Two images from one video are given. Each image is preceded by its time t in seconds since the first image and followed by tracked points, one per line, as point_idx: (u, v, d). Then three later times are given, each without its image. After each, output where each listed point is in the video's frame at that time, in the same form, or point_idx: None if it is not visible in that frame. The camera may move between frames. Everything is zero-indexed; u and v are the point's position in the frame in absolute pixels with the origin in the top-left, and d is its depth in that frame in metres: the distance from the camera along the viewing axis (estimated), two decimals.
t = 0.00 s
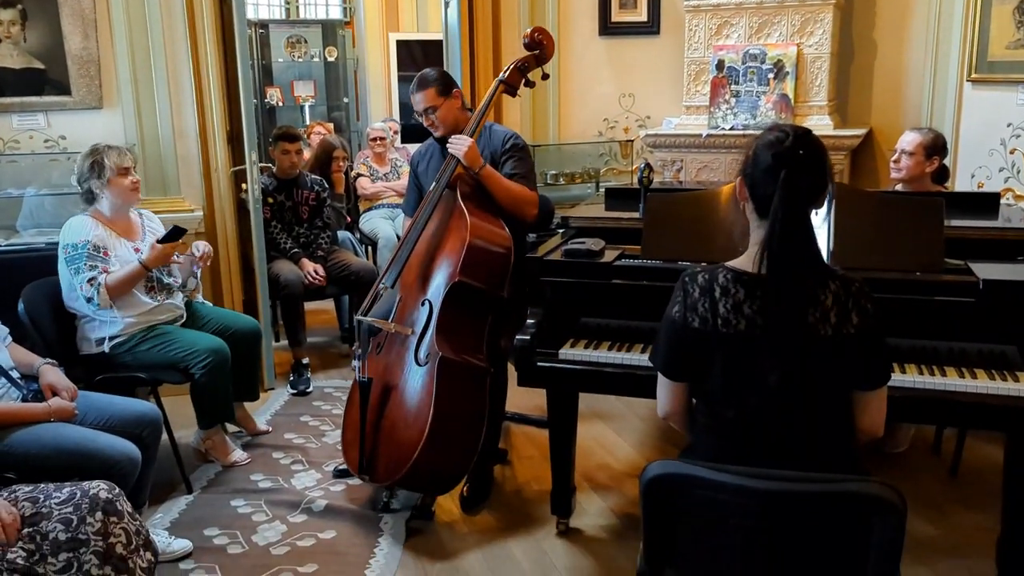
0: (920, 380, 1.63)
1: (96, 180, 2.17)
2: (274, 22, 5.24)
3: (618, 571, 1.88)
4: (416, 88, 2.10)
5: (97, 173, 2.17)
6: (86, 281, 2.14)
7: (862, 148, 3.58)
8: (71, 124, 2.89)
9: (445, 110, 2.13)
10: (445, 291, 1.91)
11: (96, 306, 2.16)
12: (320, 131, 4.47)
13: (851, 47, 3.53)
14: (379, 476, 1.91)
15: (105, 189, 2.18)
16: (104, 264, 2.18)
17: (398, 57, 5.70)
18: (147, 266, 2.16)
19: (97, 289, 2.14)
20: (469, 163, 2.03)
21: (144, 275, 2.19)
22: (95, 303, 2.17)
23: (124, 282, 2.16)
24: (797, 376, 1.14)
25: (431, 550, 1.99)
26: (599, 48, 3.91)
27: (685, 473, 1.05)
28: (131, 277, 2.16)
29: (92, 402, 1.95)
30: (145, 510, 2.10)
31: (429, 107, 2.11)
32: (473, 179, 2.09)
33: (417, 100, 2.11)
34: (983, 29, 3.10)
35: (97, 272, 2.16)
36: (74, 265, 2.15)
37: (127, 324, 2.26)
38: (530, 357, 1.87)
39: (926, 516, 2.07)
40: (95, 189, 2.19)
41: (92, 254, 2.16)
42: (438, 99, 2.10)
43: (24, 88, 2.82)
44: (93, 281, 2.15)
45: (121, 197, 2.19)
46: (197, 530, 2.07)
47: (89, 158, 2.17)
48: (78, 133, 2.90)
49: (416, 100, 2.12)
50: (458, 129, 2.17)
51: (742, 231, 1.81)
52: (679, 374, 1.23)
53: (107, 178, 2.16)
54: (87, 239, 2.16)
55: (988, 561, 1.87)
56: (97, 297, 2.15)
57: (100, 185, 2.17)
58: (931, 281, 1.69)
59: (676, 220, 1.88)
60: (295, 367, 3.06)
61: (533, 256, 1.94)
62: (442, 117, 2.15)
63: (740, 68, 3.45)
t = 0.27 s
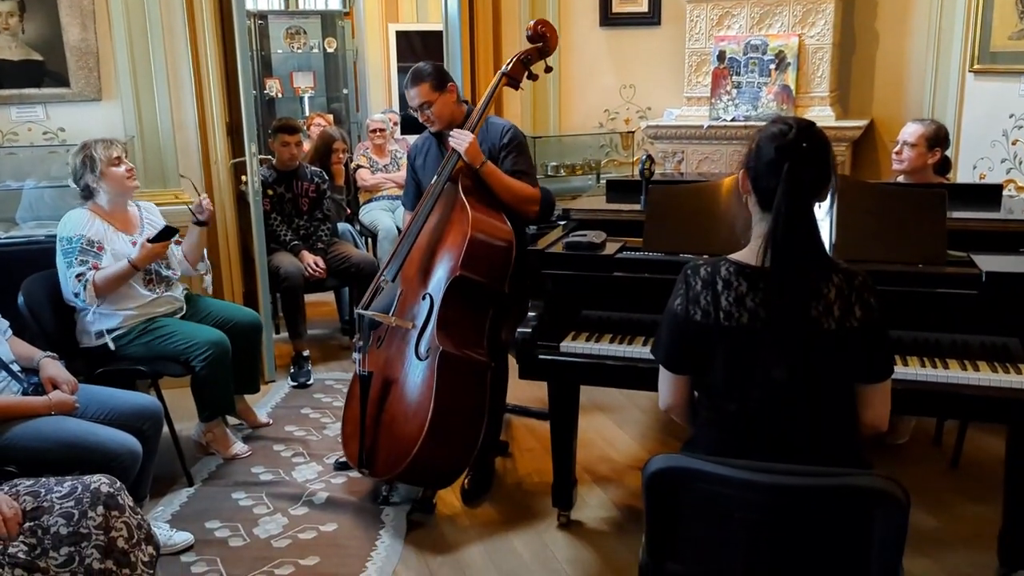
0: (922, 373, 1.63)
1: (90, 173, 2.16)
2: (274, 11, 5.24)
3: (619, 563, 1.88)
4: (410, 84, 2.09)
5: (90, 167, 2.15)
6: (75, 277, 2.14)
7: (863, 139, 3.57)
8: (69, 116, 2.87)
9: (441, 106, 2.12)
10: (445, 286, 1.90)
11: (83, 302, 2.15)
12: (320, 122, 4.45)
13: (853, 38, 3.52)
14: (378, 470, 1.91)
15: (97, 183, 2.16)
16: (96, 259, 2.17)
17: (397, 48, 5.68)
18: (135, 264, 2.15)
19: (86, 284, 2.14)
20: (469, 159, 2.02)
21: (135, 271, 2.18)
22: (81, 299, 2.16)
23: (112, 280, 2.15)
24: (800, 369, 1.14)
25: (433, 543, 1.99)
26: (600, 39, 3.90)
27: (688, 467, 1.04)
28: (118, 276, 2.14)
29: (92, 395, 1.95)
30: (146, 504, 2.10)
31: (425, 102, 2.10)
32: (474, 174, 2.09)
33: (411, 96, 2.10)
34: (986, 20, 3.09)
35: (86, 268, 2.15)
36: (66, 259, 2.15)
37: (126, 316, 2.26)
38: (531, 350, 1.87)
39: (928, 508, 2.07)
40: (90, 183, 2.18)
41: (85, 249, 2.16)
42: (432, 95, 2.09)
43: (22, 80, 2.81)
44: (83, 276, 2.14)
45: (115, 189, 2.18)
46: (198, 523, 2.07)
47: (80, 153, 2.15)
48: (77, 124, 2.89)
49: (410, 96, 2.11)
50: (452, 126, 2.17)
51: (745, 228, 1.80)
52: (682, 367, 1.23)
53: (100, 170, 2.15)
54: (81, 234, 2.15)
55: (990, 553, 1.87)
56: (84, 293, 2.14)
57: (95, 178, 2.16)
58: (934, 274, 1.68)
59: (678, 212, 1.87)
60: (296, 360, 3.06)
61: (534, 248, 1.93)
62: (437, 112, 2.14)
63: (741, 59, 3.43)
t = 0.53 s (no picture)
0: (922, 370, 1.62)
1: (86, 172, 2.14)
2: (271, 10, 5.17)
3: (618, 561, 1.88)
4: (408, 81, 2.08)
5: (88, 166, 2.14)
6: (69, 280, 2.14)
7: (863, 136, 3.57)
8: (66, 115, 2.87)
9: (439, 104, 2.11)
10: (443, 285, 1.90)
11: (77, 305, 2.15)
12: (319, 120, 4.44)
13: (852, 35, 3.52)
14: (375, 470, 1.91)
15: (93, 184, 2.15)
16: (91, 260, 2.16)
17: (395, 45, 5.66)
18: (132, 267, 2.16)
19: (81, 286, 2.13)
20: (468, 159, 2.02)
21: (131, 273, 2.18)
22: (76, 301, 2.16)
23: (108, 281, 2.15)
24: (799, 368, 1.13)
25: (432, 542, 1.99)
26: (599, 36, 3.89)
27: (688, 466, 1.04)
28: (114, 278, 2.15)
29: (90, 394, 1.95)
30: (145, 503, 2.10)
31: (423, 100, 2.09)
32: (471, 174, 2.08)
33: (409, 93, 2.09)
34: (986, 16, 3.09)
35: (81, 270, 2.14)
36: (60, 261, 2.14)
37: (122, 317, 2.26)
38: (531, 348, 1.86)
39: (927, 505, 2.06)
40: (85, 182, 2.16)
41: (77, 251, 2.14)
42: (430, 93, 2.08)
43: (19, 78, 2.80)
44: (78, 278, 2.14)
45: (111, 190, 2.16)
46: (198, 522, 2.07)
47: (80, 149, 2.14)
48: (74, 124, 2.89)
49: (407, 93, 2.10)
50: (452, 122, 2.17)
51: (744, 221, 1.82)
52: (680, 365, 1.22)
53: (98, 171, 2.14)
54: (72, 235, 2.14)
55: (989, 551, 1.87)
56: (79, 296, 2.14)
57: (91, 177, 2.15)
58: (933, 271, 1.68)
59: (678, 209, 1.87)
60: (294, 358, 3.06)
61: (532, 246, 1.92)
62: (435, 110, 2.13)
63: (740, 55, 3.43)
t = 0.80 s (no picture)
0: (917, 370, 1.62)
1: (80, 174, 2.13)
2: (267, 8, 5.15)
3: (614, 561, 1.88)
4: (406, 79, 2.08)
5: (82, 169, 2.13)
6: (60, 283, 2.12)
7: (858, 135, 3.57)
8: (59, 115, 2.86)
9: (437, 101, 2.11)
10: (438, 285, 1.90)
11: (70, 309, 2.14)
12: (314, 120, 4.44)
13: (847, 35, 3.52)
14: (370, 470, 1.90)
15: (86, 187, 2.14)
16: (82, 262, 2.16)
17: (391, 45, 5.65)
18: (126, 270, 2.16)
19: (74, 289, 2.12)
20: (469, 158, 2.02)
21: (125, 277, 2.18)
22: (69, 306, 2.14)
23: (102, 285, 2.15)
24: (795, 369, 1.13)
25: (427, 542, 1.98)
26: (595, 36, 3.89)
27: (682, 466, 1.04)
28: (109, 281, 2.15)
29: (85, 395, 1.94)
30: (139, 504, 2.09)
31: (420, 97, 2.09)
32: (465, 173, 2.08)
33: (407, 90, 2.09)
34: (980, 16, 3.09)
35: (72, 272, 2.14)
36: (49, 265, 2.13)
37: (114, 318, 2.25)
38: (526, 348, 1.85)
39: (923, 504, 2.07)
40: (76, 184, 2.15)
41: (66, 254, 2.13)
42: (428, 90, 2.08)
43: (13, 78, 2.79)
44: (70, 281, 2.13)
45: (102, 196, 2.16)
46: (192, 524, 2.06)
47: (78, 151, 2.12)
48: (68, 124, 2.87)
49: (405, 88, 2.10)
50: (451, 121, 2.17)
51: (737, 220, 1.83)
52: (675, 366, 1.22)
53: (92, 175, 2.13)
54: (61, 238, 2.13)
55: (985, 549, 1.87)
56: (72, 300, 2.13)
57: (85, 180, 2.14)
58: (928, 270, 1.68)
59: (673, 209, 1.87)
60: (290, 358, 3.05)
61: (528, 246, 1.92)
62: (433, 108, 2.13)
63: (736, 55, 3.43)
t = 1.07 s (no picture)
0: (906, 372, 1.63)
1: (70, 181, 2.09)
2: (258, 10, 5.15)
3: (604, 563, 1.87)
4: (396, 81, 2.07)
5: (72, 176, 2.09)
6: (49, 288, 2.11)
7: (846, 137, 3.59)
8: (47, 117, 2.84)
9: (428, 103, 2.11)
10: (427, 287, 1.89)
11: (59, 313, 2.12)
12: (304, 122, 4.43)
13: (836, 37, 3.53)
14: (360, 473, 1.89)
15: (74, 195, 2.11)
16: (69, 267, 2.14)
17: (381, 47, 5.64)
18: (119, 278, 2.17)
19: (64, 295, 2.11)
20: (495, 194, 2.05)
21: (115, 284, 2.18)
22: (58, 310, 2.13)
23: (94, 291, 2.15)
24: (785, 371, 1.13)
25: (418, 546, 1.98)
26: (585, 39, 3.89)
27: (672, 469, 1.04)
28: (101, 288, 2.15)
29: (72, 400, 1.93)
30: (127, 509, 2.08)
31: (412, 99, 2.09)
32: (455, 176, 2.08)
33: (397, 92, 2.09)
34: (968, 19, 3.11)
35: (60, 277, 2.12)
36: (34, 270, 2.11)
37: (102, 321, 2.24)
38: (517, 351, 1.85)
39: (912, 505, 2.07)
40: (63, 189, 2.12)
41: (52, 257, 2.11)
42: (418, 92, 2.08)
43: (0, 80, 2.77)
44: (59, 287, 2.11)
45: (87, 206, 2.13)
46: (181, 528, 2.05)
47: (72, 160, 2.08)
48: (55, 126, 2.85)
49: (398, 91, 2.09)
50: (443, 124, 2.17)
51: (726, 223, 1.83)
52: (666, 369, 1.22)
53: (82, 184, 2.10)
54: (46, 243, 2.11)
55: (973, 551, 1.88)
56: (62, 304, 2.12)
57: (73, 188, 2.10)
58: (916, 272, 1.69)
59: (663, 212, 1.87)
60: (279, 362, 3.04)
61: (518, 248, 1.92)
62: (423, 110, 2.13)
63: (725, 57, 3.43)
